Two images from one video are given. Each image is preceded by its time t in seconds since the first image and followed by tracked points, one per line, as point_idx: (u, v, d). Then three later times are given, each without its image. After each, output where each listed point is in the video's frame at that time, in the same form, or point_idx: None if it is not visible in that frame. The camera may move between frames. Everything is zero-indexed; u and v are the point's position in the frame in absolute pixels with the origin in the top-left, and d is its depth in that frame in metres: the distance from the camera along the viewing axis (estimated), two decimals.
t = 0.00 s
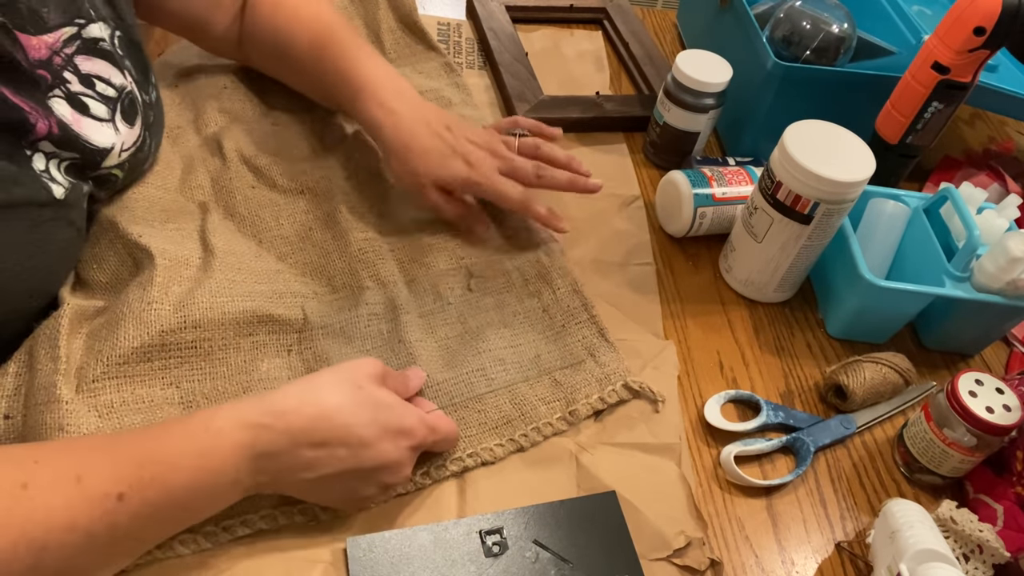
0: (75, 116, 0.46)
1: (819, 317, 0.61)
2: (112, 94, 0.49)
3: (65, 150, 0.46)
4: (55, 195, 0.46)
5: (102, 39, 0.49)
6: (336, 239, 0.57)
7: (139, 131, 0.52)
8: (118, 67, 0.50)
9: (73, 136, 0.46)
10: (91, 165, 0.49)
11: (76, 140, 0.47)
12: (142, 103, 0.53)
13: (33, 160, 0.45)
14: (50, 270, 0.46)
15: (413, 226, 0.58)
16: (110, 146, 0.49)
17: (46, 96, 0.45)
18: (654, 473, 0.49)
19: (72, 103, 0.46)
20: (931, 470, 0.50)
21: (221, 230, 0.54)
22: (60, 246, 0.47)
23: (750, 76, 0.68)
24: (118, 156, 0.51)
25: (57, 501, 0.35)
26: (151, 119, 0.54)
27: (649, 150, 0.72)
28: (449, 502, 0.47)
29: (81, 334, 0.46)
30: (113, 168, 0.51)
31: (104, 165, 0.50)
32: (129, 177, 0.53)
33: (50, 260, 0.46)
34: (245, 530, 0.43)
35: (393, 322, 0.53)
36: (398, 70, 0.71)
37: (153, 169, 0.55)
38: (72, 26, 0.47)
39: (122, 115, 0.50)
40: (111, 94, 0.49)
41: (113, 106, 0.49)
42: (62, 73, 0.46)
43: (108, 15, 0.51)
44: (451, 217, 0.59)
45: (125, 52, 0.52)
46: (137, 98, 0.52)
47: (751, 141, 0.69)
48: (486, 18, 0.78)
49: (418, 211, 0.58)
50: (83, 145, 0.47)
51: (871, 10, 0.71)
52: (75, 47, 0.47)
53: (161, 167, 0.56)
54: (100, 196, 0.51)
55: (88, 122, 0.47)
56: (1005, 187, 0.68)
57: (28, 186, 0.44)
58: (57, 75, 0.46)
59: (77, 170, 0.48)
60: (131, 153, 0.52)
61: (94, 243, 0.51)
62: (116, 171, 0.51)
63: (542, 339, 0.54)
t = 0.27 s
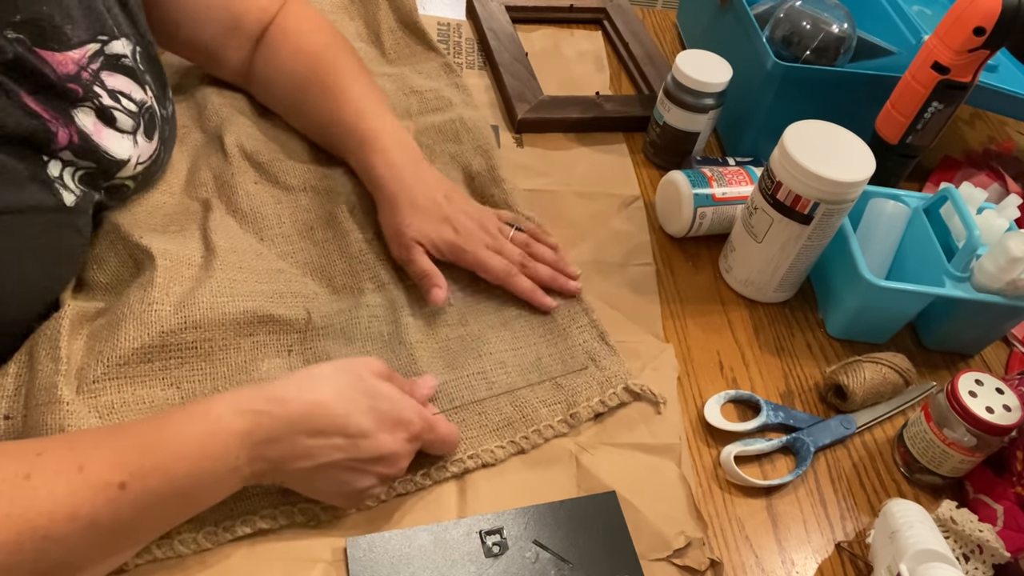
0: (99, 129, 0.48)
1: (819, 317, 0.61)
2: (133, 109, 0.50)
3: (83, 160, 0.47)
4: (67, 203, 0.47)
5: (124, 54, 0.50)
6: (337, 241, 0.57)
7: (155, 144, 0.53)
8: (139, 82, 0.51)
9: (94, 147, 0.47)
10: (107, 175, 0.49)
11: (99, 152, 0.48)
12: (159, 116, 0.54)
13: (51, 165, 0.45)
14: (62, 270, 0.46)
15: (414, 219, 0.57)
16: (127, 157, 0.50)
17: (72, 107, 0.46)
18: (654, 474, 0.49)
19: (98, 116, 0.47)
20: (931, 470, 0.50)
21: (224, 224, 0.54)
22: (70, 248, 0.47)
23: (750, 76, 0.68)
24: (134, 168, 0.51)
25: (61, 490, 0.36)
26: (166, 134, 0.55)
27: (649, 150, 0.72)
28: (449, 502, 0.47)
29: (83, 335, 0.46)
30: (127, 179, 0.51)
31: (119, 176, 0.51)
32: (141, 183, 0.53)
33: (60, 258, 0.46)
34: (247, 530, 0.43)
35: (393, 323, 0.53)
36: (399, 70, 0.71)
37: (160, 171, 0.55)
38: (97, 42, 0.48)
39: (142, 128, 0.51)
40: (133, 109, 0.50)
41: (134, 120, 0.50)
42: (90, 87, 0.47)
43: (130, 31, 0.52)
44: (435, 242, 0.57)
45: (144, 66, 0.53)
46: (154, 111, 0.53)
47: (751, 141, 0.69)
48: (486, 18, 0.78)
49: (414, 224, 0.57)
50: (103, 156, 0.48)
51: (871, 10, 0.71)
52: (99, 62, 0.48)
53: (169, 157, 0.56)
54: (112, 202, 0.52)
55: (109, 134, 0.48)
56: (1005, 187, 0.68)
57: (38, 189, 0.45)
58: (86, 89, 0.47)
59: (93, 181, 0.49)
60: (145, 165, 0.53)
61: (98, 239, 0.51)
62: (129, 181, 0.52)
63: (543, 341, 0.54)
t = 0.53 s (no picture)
0: (103, 129, 0.48)
1: (819, 317, 0.61)
2: (139, 108, 0.51)
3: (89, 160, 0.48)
4: (79, 204, 0.47)
5: (131, 54, 0.51)
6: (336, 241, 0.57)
7: (160, 145, 0.54)
8: (145, 82, 0.51)
9: (99, 147, 0.48)
10: (113, 175, 0.50)
11: (104, 152, 0.48)
12: (164, 117, 0.54)
13: (61, 168, 0.46)
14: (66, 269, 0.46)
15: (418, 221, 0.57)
16: (132, 158, 0.51)
17: (78, 107, 0.46)
18: (654, 474, 0.49)
19: (102, 116, 0.48)
20: (931, 470, 0.50)
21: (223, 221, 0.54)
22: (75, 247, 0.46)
23: (750, 76, 0.68)
24: (139, 168, 0.52)
25: (61, 491, 0.36)
26: (170, 133, 0.55)
27: (649, 150, 0.72)
28: (448, 502, 0.47)
29: (82, 337, 0.45)
30: (131, 179, 0.52)
31: (124, 176, 0.51)
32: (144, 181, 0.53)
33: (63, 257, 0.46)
34: (246, 530, 0.43)
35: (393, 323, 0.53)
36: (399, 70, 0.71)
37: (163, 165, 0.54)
38: (104, 41, 0.49)
39: (148, 128, 0.52)
40: (139, 108, 0.51)
41: (140, 120, 0.51)
42: (94, 86, 0.47)
43: (139, 31, 0.52)
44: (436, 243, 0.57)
45: (152, 67, 0.53)
46: (160, 112, 0.53)
47: (751, 141, 0.69)
48: (486, 18, 0.78)
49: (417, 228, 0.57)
50: (105, 154, 0.48)
51: (871, 10, 0.71)
52: (104, 62, 0.48)
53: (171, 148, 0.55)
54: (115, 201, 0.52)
55: (114, 134, 0.49)
56: (1005, 187, 0.68)
57: (50, 195, 0.44)
58: (90, 88, 0.47)
59: (101, 180, 0.49)
60: (150, 165, 0.53)
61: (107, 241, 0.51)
62: (133, 181, 0.52)
63: (542, 341, 0.55)
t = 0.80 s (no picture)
0: (79, 118, 0.53)
1: (819, 317, 0.61)
2: (125, 102, 0.55)
3: (53, 147, 0.52)
4: (39, 187, 0.50)
5: (113, 49, 0.55)
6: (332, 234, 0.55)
7: (151, 138, 0.56)
8: (132, 78, 0.56)
9: (62, 128, 0.52)
10: (88, 166, 0.52)
11: (79, 139, 0.53)
12: (154, 112, 0.56)
13: (24, 156, 0.50)
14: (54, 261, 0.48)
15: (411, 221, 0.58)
16: (104, 147, 0.53)
17: (46, 93, 0.52)
18: (654, 474, 0.49)
19: (77, 104, 0.53)
20: (931, 470, 0.50)
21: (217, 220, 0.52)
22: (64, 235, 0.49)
23: (750, 76, 0.68)
24: (117, 158, 0.54)
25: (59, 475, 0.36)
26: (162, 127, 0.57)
27: (649, 150, 0.72)
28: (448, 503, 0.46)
29: (82, 339, 0.45)
30: (113, 171, 0.53)
31: (101, 167, 0.53)
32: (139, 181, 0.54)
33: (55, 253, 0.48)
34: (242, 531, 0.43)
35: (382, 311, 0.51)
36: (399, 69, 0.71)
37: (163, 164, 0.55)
38: (87, 37, 0.54)
39: (129, 119, 0.55)
40: (124, 102, 0.55)
41: (126, 114, 0.55)
42: (72, 76, 0.53)
43: (133, 28, 0.57)
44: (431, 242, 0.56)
45: (150, 63, 0.58)
46: (144, 105, 0.56)
47: (750, 141, 0.69)
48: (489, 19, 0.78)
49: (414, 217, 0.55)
50: (80, 143, 0.53)
51: (871, 10, 0.71)
52: (86, 57, 0.54)
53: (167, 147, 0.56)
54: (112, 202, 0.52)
55: (86, 121, 0.53)
56: (1005, 187, 0.68)
57: (44, 193, 0.50)
58: (65, 74, 0.52)
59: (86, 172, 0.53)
60: (136, 159, 0.55)
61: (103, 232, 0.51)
62: (120, 175, 0.54)
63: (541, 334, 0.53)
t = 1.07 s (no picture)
0: (71, 109, 0.46)
1: (819, 317, 0.61)
2: (125, 97, 0.49)
3: (57, 145, 0.46)
4: (44, 184, 0.45)
5: (116, 46, 0.49)
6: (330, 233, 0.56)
7: (150, 134, 0.52)
8: (132, 73, 0.50)
9: (60, 127, 0.46)
10: (90, 162, 0.48)
11: (64, 131, 0.46)
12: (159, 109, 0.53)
13: (30, 154, 0.44)
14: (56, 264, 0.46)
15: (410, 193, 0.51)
16: (108, 143, 0.49)
17: (51, 87, 0.45)
18: (654, 475, 0.49)
19: (76, 96, 0.47)
20: (931, 470, 0.50)
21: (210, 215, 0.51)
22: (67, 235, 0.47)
23: (750, 76, 0.68)
24: (119, 154, 0.50)
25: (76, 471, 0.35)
26: (163, 125, 0.53)
27: (649, 150, 0.72)
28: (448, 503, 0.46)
29: (84, 336, 0.44)
30: (116, 167, 0.50)
31: (103, 163, 0.49)
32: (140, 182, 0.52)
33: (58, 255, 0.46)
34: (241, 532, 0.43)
35: (377, 305, 0.50)
36: (399, 70, 0.71)
37: (165, 162, 0.51)
38: (89, 31, 0.48)
39: (132, 117, 0.50)
40: (124, 97, 0.49)
41: (124, 109, 0.49)
42: (73, 69, 0.46)
43: (136, 25, 0.51)
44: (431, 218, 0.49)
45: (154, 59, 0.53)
46: (156, 104, 0.52)
47: (751, 141, 0.69)
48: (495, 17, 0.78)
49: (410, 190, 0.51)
50: (80, 139, 0.47)
51: (871, 10, 0.71)
52: (86, 51, 0.47)
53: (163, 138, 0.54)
54: (114, 202, 0.50)
55: (87, 117, 0.47)
56: (1005, 187, 0.68)
57: (49, 189, 0.45)
58: (69, 70, 0.46)
59: (80, 169, 0.47)
60: (138, 155, 0.51)
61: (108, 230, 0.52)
62: (122, 172, 0.50)
63: (539, 332, 0.53)
